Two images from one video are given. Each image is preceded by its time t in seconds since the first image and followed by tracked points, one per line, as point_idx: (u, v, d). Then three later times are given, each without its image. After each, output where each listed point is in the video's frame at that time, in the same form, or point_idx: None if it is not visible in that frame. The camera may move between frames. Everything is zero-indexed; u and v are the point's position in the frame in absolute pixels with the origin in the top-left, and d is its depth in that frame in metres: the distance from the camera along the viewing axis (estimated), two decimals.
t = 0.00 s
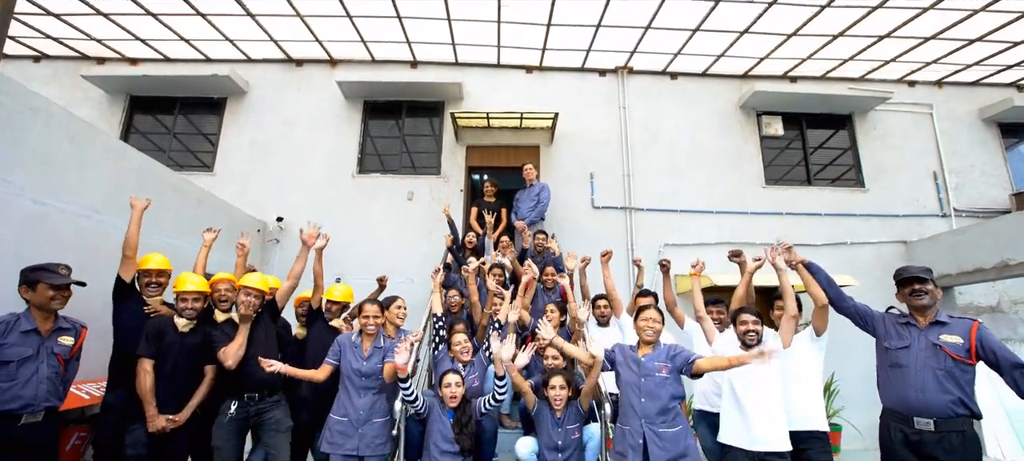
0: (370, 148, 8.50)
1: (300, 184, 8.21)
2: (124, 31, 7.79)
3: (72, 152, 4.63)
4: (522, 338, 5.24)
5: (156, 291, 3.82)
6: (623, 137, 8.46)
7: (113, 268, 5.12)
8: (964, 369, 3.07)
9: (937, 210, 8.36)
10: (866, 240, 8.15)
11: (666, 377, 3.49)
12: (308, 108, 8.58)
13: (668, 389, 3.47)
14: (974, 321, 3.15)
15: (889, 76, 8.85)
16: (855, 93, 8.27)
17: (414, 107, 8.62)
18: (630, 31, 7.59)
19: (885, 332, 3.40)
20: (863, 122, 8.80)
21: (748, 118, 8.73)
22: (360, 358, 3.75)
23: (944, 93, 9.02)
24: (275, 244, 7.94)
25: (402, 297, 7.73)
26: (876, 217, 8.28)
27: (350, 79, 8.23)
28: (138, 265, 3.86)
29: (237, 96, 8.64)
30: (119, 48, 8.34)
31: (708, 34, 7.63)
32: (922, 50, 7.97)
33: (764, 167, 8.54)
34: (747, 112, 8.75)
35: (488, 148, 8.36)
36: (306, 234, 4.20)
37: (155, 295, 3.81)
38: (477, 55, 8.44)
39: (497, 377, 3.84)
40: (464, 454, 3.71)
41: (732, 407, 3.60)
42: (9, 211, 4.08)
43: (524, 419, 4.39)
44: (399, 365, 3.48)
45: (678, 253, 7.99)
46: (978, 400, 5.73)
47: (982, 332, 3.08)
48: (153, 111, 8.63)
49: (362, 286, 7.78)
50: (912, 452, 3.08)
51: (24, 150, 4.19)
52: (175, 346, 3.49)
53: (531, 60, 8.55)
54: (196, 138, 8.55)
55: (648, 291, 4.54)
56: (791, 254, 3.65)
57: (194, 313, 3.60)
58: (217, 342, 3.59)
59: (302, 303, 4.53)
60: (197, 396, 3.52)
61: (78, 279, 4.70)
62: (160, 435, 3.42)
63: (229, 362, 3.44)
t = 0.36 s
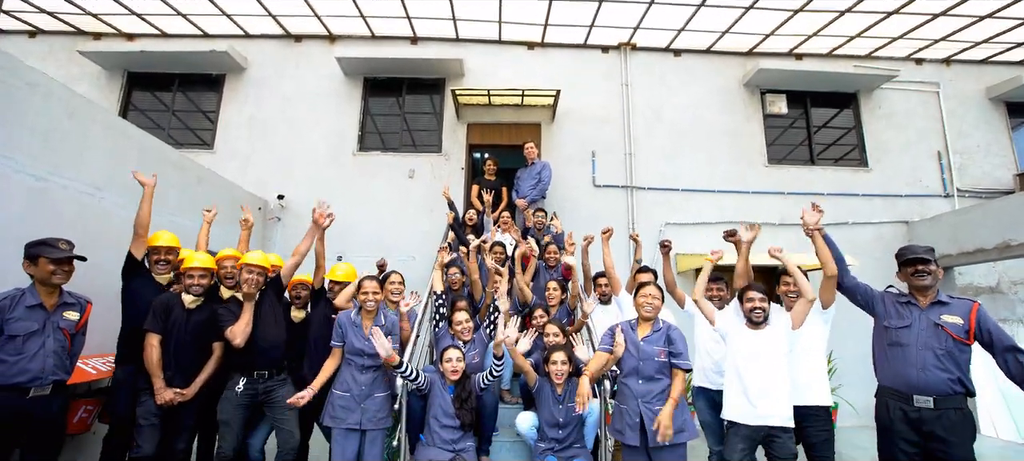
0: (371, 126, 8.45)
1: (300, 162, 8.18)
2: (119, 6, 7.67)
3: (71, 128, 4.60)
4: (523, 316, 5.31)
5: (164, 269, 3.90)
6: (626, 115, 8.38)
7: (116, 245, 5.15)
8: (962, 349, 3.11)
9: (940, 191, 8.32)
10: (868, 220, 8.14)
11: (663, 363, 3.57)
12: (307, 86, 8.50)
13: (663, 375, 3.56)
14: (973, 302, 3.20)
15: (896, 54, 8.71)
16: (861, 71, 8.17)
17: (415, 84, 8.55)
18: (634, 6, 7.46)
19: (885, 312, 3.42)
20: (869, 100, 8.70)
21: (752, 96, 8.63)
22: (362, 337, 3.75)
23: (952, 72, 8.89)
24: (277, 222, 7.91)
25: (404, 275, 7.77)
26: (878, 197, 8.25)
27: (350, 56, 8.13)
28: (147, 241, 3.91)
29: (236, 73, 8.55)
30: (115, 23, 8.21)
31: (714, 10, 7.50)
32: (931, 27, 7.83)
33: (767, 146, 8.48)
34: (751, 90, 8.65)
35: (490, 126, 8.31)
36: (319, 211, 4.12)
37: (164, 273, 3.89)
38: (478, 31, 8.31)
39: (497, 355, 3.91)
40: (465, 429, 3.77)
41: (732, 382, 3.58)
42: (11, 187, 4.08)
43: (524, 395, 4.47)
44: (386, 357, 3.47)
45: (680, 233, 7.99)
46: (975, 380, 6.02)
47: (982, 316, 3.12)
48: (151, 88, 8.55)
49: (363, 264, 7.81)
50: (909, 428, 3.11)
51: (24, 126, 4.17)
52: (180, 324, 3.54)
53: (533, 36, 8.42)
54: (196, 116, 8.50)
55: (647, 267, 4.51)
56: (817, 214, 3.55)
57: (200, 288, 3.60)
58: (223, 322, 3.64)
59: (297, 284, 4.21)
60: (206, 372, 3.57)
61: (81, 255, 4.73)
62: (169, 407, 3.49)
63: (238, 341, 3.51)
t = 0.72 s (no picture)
0: (376, 109, 8.42)
1: (306, 146, 8.18)
2: None
3: (77, 112, 4.61)
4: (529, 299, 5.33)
5: (169, 258, 3.94)
6: (632, 98, 8.29)
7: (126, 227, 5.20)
8: (973, 332, 3.11)
9: (951, 175, 8.22)
10: (876, 204, 8.07)
11: (667, 345, 3.55)
12: (312, 69, 8.45)
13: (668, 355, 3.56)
14: (983, 285, 3.20)
15: (910, 34, 8.53)
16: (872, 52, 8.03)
17: (420, 66, 8.49)
18: None
19: (894, 295, 3.40)
20: (881, 82, 8.55)
21: (761, 79, 8.51)
22: (368, 323, 3.79)
23: (966, 53, 8.71)
24: (284, 206, 7.99)
25: (409, 259, 7.80)
26: (887, 182, 8.17)
27: (354, 38, 8.07)
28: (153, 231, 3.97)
29: (240, 56, 8.51)
30: (118, 6, 8.16)
31: None
32: (946, 6, 7.65)
33: (775, 130, 8.38)
34: (760, 71, 8.53)
35: (495, 109, 8.26)
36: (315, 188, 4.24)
37: (168, 262, 3.93)
38: (483, 13, 8.21)
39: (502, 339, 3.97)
40: (471, 411, 3.83)
41: (739, 369, 3.58)
42: (20, 171, 4.12)
43: (530, 377, 4.52)
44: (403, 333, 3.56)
45: (686, 217, 7.96)
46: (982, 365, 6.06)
47: (992, 299, 3.13)
48: (156, 72, 8.54)
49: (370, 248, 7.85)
50: (917, 412, 3.11)
51: (30, 110, 4.18)
52: (187, 305, 3.59)
53: (539, 17, 8.31)
54: (201, 100, 8.49)
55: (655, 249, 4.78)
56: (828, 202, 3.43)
57: (209, 271, 3.65)
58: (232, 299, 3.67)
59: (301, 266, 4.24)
60: (215, 354, 3.62)
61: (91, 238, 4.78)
62: (179, 386, 3.55)
63: (244, 320, 3.55)
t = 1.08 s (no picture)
0: (381, 99, 8.40)
1: (311, 135, 8.18)
2: None
3: (83, 101, 4.63)
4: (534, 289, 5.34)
5: (172, 249, 3.90)
6: (639, 86, 8.23)
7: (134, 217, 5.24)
8: (985, 326, 3.10)
9: (962, 164, 8.13)
10: (885, 194, 8.00)
11: (673, 323, 3.58)
12: (317, 58, 8.42)
13: (672, 334, 3.56)
14: (998, 278, 3.17)
15: (922, 21, 8.38)
16: (882, 39, 7.91)
17: (425, 55, 8.45)
18: None
19: (907, 286, 3.37)
20: (892, 70, 8.43)
21: (770, 66, 8.40)
22: (377, 311, 3.79)
23: (980, 40, 8.55)
24: (289, 196, 8.00)
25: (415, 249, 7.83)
26: (896, 171, 8.08)
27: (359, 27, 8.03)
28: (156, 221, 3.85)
29: (245, 46, 8.50)
30: None
31: None
32: None
33: (783, 119, 8.30)
34: (769, 59, 8.42)
35: (501, 98, 8.22)
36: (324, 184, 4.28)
37: (172, 253, 3.90)
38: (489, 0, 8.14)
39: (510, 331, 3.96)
40: (476, 400, 3.86)
41: (746, 356, 3.60)
42: (29, 160, 4.15)
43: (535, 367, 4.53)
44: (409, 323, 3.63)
45: (692, 207, 7.92)
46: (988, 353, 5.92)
47: (1007, 290, 3.10)
48: (162, 61, 8.54)
49: (376, 237, 7.87)
50: (926, 403, 3.10)
51: (37, 101, 4.20)
52: (191, 292, 3.60)
53: (545, 5, 8.23)
54: (206, 89, 8.50)
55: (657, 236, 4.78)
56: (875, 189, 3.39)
57: (208, 258, 3.66)
58: (240, 288, 3.76)
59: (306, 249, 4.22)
60: (214, 340, 3.63)
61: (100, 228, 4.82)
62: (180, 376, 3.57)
63: (254, 307, 3.57)
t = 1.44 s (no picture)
0: (382, 93, 8.38)
1: (313, 130, 8.17)
2: None
3: (84, 95, 4.63)
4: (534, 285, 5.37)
5: (169, 239, 3.88)
6: (642, 80, 8.19)
7: (136, 211, 5.25)
8: (988, 321, 3.11)
9: (965, 159, 8.09)
10: (887, 189, 7.97)
11: (678, 327, 3.57)
12: (318, 52, 8.40)
13: (680, 338, 3.56)
14: (1002, 275, 3.18)
15: (927, 14, 8.32)
16: (886, 32, 7.87)
17: (427, 49, 8.43)
18: None
19: (909, 280, 3.34)
20: (896, 64, 8.38)
21: (773, 60, 8.36)
22: (379, 300, 3.85)
23: (986, 33, 8.48)
24: (290, 190, 8.00)
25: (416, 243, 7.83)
26: (899, 166, 8.05)
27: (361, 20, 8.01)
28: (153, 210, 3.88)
29: (246, 40, 8.48)
30: None
31: None
32: None
33: (786, 113, 8.26)
34: (772, 53, 8.37)
35: (503, 92, 8.20)
36: (327, 175, 4.25)
37: (170, 243, 3.88)
38: None
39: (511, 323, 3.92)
40: (478, 393, 3.87)
41: (747, 351, 3.62)
42: (31, 154, 4.16)
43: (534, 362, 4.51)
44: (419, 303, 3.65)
45: (694, 201, 7.91)
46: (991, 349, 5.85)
47: (1011, 288, 3.12)
48: (163, 55, 8.53)
49: (377, 232, 7.87)
50: (927, 398, 3.09)
51: (38, 94, 4.20)
52: (185, 287, 3.62)
53: None
54: (208, 83, 8.49)
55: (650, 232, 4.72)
56: (847, 199, 3.31)
57: (198, 250, 3.65)
58: (250, 287, 3.82)
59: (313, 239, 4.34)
60: (205, 334, 3.69)
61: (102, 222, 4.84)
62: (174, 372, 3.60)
63: (266, 307, 3.62)
